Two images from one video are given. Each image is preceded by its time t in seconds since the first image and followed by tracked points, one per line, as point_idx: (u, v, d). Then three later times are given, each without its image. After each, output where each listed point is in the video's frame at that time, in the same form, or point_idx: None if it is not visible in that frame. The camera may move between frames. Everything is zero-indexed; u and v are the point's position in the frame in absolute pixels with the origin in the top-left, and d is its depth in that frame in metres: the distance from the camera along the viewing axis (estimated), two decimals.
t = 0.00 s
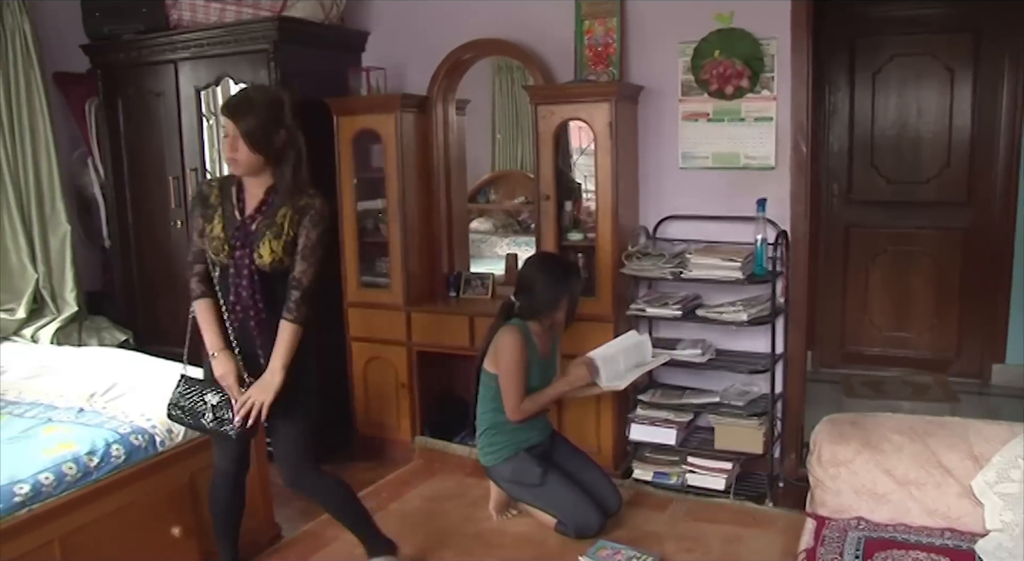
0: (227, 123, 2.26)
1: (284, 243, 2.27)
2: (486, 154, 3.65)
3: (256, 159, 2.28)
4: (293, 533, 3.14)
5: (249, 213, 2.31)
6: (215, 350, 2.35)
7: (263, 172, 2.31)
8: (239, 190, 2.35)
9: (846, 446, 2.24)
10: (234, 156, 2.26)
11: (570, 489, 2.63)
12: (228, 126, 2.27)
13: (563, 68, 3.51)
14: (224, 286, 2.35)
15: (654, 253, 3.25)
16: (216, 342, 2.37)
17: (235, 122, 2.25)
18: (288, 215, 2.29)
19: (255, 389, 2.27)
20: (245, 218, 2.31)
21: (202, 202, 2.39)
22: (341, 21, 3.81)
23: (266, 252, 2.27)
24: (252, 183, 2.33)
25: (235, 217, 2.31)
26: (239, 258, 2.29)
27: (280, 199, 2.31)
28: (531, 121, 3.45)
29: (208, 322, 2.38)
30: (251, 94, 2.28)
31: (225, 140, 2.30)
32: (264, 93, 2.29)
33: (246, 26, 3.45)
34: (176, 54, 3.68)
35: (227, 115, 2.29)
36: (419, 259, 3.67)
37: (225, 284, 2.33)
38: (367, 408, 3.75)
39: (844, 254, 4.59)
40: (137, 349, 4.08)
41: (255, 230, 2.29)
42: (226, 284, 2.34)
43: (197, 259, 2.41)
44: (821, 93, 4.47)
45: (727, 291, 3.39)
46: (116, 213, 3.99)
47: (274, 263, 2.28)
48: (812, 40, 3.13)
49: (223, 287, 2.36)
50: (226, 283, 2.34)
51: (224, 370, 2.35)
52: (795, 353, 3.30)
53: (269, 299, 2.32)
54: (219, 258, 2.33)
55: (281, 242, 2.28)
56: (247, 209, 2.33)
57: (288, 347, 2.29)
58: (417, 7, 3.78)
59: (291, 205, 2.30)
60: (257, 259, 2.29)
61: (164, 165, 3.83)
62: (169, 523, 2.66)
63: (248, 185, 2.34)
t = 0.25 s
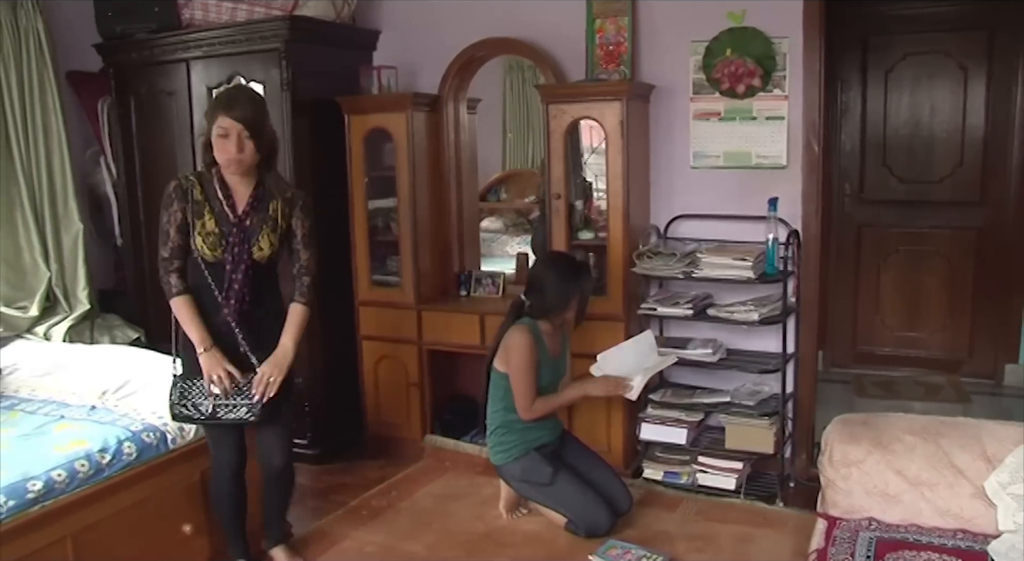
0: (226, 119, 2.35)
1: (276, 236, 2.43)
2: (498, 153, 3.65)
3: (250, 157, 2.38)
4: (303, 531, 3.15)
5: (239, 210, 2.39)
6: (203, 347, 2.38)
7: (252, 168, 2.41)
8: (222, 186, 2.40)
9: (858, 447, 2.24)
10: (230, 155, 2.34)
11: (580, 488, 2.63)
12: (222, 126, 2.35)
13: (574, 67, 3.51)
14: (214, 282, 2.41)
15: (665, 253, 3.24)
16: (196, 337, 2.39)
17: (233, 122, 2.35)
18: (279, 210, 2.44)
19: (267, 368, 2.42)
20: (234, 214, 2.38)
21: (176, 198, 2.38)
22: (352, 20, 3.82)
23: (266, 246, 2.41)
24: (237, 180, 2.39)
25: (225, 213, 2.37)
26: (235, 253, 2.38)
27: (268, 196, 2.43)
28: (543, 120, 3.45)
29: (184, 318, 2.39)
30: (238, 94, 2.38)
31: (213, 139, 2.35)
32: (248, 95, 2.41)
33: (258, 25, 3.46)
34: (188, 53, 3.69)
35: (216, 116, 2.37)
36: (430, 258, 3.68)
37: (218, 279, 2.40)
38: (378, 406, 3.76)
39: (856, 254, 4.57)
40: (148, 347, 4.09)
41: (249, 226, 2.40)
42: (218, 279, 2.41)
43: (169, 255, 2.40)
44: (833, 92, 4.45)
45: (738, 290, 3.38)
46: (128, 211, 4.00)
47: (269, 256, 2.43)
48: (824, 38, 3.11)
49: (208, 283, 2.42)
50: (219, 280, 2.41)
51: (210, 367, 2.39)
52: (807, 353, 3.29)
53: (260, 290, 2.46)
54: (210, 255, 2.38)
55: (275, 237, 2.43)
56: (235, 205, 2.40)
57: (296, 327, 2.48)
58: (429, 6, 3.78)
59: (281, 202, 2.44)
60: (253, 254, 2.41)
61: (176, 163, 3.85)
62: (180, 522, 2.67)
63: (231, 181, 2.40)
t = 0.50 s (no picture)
0: (242, 126, 2.42)
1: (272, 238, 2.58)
2: (508, 151, 3.65)
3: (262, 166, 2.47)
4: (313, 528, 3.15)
5: (244, 217, 2.50)
6: (208, 341, 2.42)
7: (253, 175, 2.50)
8: (224, 191, 2.47)
9: (869, 446, 2.23)
10: (247, 163, 2.43)
11: (589, 487, 2.62)
12: (240, 134, 2.42)
13: (584, 65, 3.50)
14: (217, 286, 2.49)
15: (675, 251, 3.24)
16: (201, 331, 2.42)
17: (248, 131, 2.42)
18: (275, 215, 2.59)
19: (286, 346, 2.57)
20: (240, 220, 2.48)
21: (176, 201, 2.42)
22: (362, 18, 3.82)
23: (267, 249, 2.56)
24: (241, 187, 2.48)
25: (231, 219, 2.46)
26: (242, 257, 2.49)
27: (267, 201, 2.57)
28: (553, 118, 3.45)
29: (184, 314, 2.42)
30: (247, 102, 2.45)
31: (231, 146, 2.42)
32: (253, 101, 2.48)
33: (268, 23, 3.47)
34: (199, 52, 3.70)
35: (233, 121, 2.43)
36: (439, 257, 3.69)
37: (223, 282, 2.49)
38: (388, 404, 3.77)
39: (867, 253, 4.56)
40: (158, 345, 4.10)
41: (253, 231, 2.52)
42: (223, 282, 2.49)
43: (162, 256, 2.43)
44: (844, 90, 4.43)
45: (749, 289, 3.37)
46: (139, 210, 4.02)
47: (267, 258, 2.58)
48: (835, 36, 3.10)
49: (206, 284, 2.48)
50: (226, 286, 2.50)
51: (220, 358, 2.43)
52: (817, 352, 3.28)
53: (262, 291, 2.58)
54: (214, 260, 2.46)
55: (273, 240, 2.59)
56: (238, 210, 2.49)
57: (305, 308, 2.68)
58: (439, 4, 3.78)
59: (277, 208, 2.60)
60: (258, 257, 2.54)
61: (187, 162, 3.86)
62: (190, 519, 2.68)
63: (233, 187, 2.47)
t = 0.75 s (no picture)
0: (249, 145, 2.42)
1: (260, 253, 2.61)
2: (515, 149, 3.64)
3: (263, 185, 2.48)
4: (320, 526, 3.16)
5: (239, 234, 2.51)
6: (204, 336, 2.41)
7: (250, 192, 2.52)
8: (221, 208, 2.47)
9: (876, 446, 2.22)
10: (251, 182, 2.44)
11: (597, 485, 2.61)
12: (246, 152, 2.42)
13: (592, 64, 3.50)
14: (209, 300, 2.48)
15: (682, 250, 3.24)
16: (196, 329, 2.41)
17: (254, 150, 2.43)
18: (263, 232, 2.62)
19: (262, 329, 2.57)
20: (236, 238, 2.50)
21: (174, 214, 2.40)
22: (370, 16, 3.83)
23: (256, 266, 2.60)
24: (237, 204, 2.49)
25: (229, 236, 2.48)
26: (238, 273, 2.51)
27: (257, 219, 2.60)
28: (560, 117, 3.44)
29: (176, 316, 2.39)
30: (251, 123, 2.45)
31: (236, 163, 2.42)
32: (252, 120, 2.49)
33: (276, 22, 3.47)
34: (207, 50, 3.71)
35: (238, 139, 2.42)
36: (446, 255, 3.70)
37: (219, 299, 2.50)
38: (396, 402, 3.77)
39: (875, 252, 4.55)
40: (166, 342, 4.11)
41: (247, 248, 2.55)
42: (218, 298, 2.49)
43: (151, 265, 2.39)
44: (853, 89, 4.41)
45: (756, 288, 3.37)
46: (148, 208, 4.03)
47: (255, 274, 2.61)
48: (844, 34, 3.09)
49: (197, 299, 2.46)
50: (219, 301, 2.49)
51: (220, 348, 2.43)
52: (825, 351, 3.27)
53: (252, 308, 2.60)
54: (211, 276, 2.46)
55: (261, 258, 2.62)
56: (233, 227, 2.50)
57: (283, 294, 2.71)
58: (446, 3, 3.78)
59: (267, 226, 2.63)
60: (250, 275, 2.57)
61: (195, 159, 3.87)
62: (198, 516, 2.68)
63: (229, 204, 2.48)
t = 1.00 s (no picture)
0: (235, 172, 2.47)
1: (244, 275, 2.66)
2: (522, 148, 3.64)
3: (248, 211, 2.53)
4: (326, 524, 3.16)
5: (222, 260, 2.56)
6: (180, 347, 2.46)
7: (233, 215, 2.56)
8: (204, 234, 2.52)
9: (883, 444, 2.22)
10: (237, 208, 2.49)
11: (602, 483, 2.61)
12: (234, 178, 2.46)
13: (599, 63, 3.50)
14: (193, 324, 2.52)
15: (689, 249, 3.23)
16: (173, 340, 2.47)
17: (240, 178, 2.47)
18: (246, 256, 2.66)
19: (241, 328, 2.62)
20: (219, 263, 2.54)
21: (157, 241, 2.45)
22: (377, 15, 3.83)
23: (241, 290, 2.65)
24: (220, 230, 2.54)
25: (213, 261, 2.52)
26: (223, 296, 2.56)
27: (239, 244, 2.64)
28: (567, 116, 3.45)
29: (154, 332, 2.47)
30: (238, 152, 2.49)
31: (225, 188, 2.46)
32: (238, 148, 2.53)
33: (283, 20, 3.48)
34: (214, 49, 3.71)
35: (225, 166, 2.47)
36: (452, 254, 3.70)
37: (206, 323, 2.55)
38: (402, 401, 3.78)
39: (881, 252, 4.55)
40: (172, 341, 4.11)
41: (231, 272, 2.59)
42: (201, 322, 2.54)
43: (130, 289, 2.44)
44: (859, 88, 4.41)
45: (763, 287, 3.36)
46: (155, 206, 4.03)
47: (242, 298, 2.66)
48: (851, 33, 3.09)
49: (182, 322, 2.52)
50: (203, 324, 2.54)
51: (200, 352, 2.47)
52: (831, 350, 3.27)
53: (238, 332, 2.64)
54: (196, 301, 2.51)
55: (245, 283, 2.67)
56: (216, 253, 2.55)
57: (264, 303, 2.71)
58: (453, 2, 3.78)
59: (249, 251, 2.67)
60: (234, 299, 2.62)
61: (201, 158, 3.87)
62: (204, 515, 2.68)
63: (212, 231, 2.54)
